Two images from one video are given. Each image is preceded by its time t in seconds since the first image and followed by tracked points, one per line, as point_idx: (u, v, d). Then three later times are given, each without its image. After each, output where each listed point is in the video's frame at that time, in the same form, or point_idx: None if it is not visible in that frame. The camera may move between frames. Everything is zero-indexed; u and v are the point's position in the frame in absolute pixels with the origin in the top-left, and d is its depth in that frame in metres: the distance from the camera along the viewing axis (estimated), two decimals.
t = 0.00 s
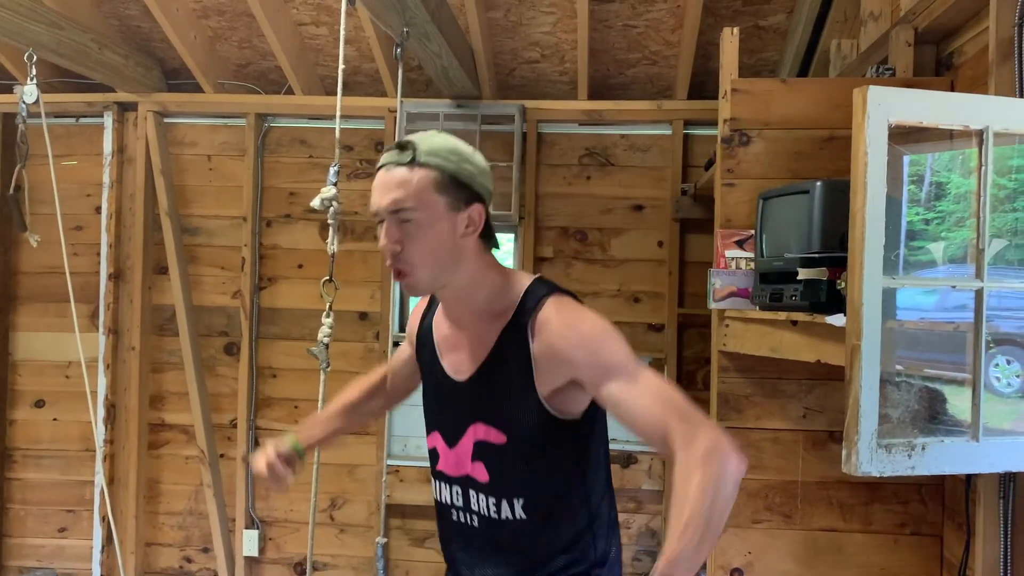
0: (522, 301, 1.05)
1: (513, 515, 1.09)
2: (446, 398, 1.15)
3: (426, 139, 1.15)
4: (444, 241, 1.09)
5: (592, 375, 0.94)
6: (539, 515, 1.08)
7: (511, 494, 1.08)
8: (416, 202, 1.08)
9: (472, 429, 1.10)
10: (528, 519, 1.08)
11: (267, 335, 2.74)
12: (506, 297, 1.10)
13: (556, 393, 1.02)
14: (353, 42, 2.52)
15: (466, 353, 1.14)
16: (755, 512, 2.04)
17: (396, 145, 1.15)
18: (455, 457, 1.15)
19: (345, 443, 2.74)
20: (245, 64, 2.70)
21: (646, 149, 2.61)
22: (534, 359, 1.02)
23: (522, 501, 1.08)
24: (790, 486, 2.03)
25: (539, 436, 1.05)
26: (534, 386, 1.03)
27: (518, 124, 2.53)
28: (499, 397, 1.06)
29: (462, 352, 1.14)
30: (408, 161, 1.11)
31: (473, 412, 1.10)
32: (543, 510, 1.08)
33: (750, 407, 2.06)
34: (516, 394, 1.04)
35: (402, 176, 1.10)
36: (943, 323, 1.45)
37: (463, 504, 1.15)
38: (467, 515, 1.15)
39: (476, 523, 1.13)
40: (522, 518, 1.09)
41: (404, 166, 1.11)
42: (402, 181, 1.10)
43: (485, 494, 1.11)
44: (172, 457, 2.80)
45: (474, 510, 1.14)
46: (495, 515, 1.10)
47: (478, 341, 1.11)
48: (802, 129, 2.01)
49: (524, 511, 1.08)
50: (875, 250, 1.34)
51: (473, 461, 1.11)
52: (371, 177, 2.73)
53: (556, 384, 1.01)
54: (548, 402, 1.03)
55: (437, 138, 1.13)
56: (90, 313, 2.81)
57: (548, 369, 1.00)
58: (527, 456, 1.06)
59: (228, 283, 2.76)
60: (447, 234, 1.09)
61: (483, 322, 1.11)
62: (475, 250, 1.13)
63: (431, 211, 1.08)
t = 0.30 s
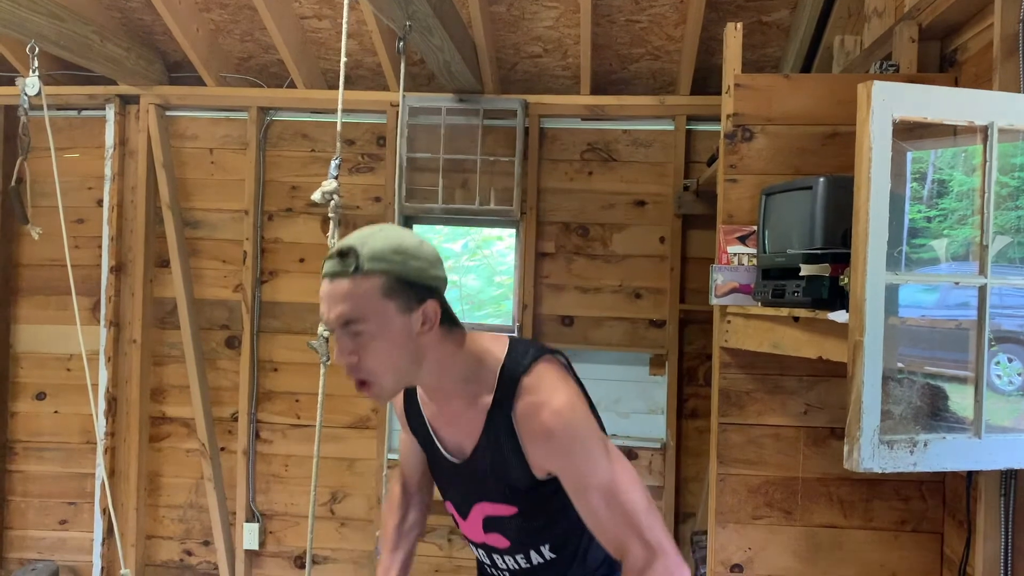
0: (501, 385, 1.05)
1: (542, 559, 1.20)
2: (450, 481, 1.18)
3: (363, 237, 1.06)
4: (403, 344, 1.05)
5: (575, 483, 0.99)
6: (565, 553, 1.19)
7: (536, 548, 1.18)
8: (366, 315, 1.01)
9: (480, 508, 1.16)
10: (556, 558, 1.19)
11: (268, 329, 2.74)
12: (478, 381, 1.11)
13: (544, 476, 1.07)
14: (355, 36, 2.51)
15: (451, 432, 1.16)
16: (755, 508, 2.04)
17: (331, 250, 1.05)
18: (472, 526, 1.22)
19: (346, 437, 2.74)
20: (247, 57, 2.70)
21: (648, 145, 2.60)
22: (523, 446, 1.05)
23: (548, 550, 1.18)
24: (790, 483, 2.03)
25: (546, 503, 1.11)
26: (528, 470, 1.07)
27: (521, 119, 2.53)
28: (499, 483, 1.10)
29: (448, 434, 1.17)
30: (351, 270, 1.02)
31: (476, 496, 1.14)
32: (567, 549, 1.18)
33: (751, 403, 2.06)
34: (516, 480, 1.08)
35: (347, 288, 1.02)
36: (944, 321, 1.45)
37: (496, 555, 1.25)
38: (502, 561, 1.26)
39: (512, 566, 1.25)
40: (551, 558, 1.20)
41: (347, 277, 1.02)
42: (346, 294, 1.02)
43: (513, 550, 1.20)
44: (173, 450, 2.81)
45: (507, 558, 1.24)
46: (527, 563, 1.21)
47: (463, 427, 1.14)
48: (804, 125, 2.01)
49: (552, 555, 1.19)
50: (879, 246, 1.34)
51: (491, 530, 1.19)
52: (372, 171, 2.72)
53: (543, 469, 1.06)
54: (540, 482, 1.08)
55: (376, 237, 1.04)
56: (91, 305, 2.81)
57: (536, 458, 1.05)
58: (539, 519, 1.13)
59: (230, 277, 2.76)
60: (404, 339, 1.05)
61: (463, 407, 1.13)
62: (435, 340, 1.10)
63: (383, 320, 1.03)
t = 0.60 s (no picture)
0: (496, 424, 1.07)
1: None
2: (459, 516, 1.22)
3: (343, 294, 1.04)
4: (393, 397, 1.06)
5: (569, 519, 1.05)
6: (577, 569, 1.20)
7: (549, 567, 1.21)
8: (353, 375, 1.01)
9: (489, 538, 1.20)
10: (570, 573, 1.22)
11: (273, 315, 2.75)
12: (472, 423, 1.11)
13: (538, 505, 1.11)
14: (361, 22, 2.50)
15: (455, 468, 1.19)
16: (758, 496, 2.04)
17: (312, 310, 1.04)
18: (486, 554, 1.25)
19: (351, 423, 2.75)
20: (253, 43, 2.69)
21: (654, 133, 2.59)
22: (521, 480, 1.08)
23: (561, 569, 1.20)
24: (794, 472, 2.03)
25: (549, 524, 1.14)
26: (526, 500, 1.10)
27: (526, 106, 2.53)
28: (500, 513, 1.13)
29: (452, 470, 1.20)
30: (333, 330, 1.02)
31: (482, 527, 1.18)
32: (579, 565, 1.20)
33: (755, 392, 2.06)
34: (515, 509, 1.11)
35: (331, 348, 1.01)
36: (950, 311, 1.45)
37: None
38: None
39: None
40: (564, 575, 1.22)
41: (329, 337, 1.02)
42: (330, 355, 1.01)
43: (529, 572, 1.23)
44: (178, 435, 2.82)
45: None
46: None
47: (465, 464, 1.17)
48: (811, 113, 2.00)
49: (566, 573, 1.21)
50: (886, 234, 1.33)
51: (504, 556, 1.23)
52: (378, 158, 2.72)
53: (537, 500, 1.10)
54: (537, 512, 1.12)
55: (356, 294, 1.03)
56: (97, 291, 2.82)
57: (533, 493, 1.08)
58: (545, 541, 1.16)
59: (235, 263, 2.77)
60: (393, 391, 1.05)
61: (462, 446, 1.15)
62: (425, 387, 1.10)
63: (370, 376, 1.03)
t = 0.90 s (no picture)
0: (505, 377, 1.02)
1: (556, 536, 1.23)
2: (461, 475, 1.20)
3: (362, 237, 0.99)
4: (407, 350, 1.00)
5: (570, 477, 0.99)
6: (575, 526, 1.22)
7: (549, 527, 1.21)
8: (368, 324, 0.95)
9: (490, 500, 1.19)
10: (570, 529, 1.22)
11: (276, 294, 2.75)
12: (484, 380, 1.07)
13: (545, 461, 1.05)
14: None
15: (462, 424, 1.16)
16: (759, 475, 2.05)
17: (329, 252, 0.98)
18: (488, 516, 1.25)
19: (353, 402, 2.76)
20: (255, 21, 2.68)
21: (658, 113, 2.58)
22: (526, 432, 1.03)
23: (559, 528, 1.21)
24: (794, 451, 2.04)
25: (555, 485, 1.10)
26: (530, 453, 1.07)
27: (531, 85, 2.51)
28: (504, 474, 1.11)
29: (458, 426, 1.17)
30: (351, 274, 0.96)
31: (484, 486, 1.17)
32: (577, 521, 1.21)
33: (756, 371, 2.06)
34: (519, 471, 1.09)
35: (346, 294, 0.96)
36: (953, 295, 1.44)
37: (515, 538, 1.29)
38: (519, 543, 1.29)
39: (529, 546, 1.29)
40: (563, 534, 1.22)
41: (346, 281, 0.96)
42: (345, 301, 0.96)
43: (528, 532, 1.24)
44: (181, 413, 2.83)
45: (523, 541, 1.28)
46: (543, 541, 1.25)
47: (472, 422, 1.13)
48: (816, 92, 1.99)
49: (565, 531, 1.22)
50: (890, 211, 1.33)
51: (504, 519, 1.23)
52: (381, 137, 2.71)
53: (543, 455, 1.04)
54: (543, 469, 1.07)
55: (375, 238, 0.97)
56: (100, 269, 2.82)
57: (538, 446, 1.02)
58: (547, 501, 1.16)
59: (237, 242, 2.77)
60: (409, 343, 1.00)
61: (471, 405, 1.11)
62: (437, 338, 1.05)
63: (384, 324, 0.97)
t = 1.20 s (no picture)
0: (521, 252, 1.03)
1: (530, 455, 1.09)
2: (458, 349, 1.13)
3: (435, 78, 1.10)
4: (451, 177, 1.04)
5: (588, 345, 0.96)
6: (557, 449, 1.09)
7: (529, 437, 1.08)
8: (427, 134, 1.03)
9: (485, 376, 1.10)
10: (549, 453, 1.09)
11: (274, 276, 2.75)
12: (510, 242, 1.07)
13: (558, 346, 1.03)
14: None
15: (470, 301, 1.11)
16: (756, 455, 2.06)
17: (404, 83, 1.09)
18: (470, 406, 1.13)
19: (352, 383, 2.77)
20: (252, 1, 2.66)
21: (657, 94, 2.57)
22: (539, 312, 1.01)
23: (538, 440, 1.08)
24: (791, 431, 2.05)
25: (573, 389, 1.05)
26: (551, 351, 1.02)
27: (529, 66, 2.50)
28: (508, 341, 1.05)
29: (465, 305, 1.12)
30: (420, 94, 1.06)
31: (483, 360, 1.09)
32: (562, 442, 1.08)
33: (754, 352, 2.06)
34: (524, 338, 1.04)
35: (412, 108, 1.05)
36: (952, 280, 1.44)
37: (484, 450, 1.15)
38: (488, 462, 1.15)
39: (497, 468, 1.14)
40: (539, 456, 1.09)
41: (414, 100, 1.06)
42: (412, 112, 1.05)
43: (503, 439, 1.11)
44: (180, 394, 2.84)
45: (494, 457, 1.14)
46: (514, 459, 1.11)
47: (485, 291, 1.09)
48: (816, 73, 1.98)
49: (543, 449, 1.09)
50: (889, 190, 1.32)
51: (488, 409, 1.11)
52: (378, 119, 2.71)
53: (555, 337, 1.02)
54: (554, 355, 1.03)
55: (447, 75, 1.09)
56: (97, 251, 2.82)
57: (551, 324, 1.01)
58: (538, 394, 1.06)
59: (235, 223, 2.76)
60: (455, 171, 1.05)
61: (489, 269, 1.08)
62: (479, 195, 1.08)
63: (439, 148, 1.04)
